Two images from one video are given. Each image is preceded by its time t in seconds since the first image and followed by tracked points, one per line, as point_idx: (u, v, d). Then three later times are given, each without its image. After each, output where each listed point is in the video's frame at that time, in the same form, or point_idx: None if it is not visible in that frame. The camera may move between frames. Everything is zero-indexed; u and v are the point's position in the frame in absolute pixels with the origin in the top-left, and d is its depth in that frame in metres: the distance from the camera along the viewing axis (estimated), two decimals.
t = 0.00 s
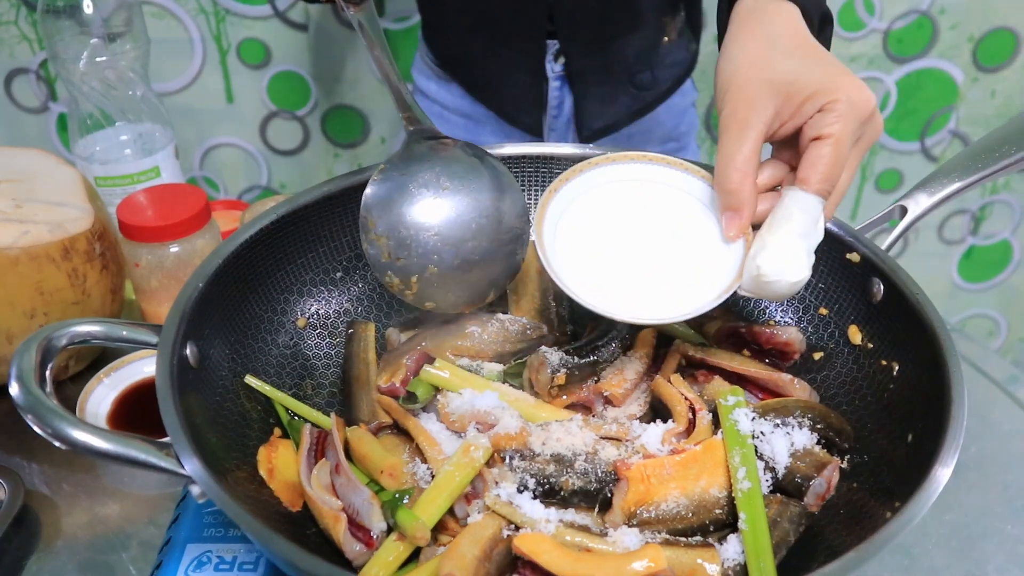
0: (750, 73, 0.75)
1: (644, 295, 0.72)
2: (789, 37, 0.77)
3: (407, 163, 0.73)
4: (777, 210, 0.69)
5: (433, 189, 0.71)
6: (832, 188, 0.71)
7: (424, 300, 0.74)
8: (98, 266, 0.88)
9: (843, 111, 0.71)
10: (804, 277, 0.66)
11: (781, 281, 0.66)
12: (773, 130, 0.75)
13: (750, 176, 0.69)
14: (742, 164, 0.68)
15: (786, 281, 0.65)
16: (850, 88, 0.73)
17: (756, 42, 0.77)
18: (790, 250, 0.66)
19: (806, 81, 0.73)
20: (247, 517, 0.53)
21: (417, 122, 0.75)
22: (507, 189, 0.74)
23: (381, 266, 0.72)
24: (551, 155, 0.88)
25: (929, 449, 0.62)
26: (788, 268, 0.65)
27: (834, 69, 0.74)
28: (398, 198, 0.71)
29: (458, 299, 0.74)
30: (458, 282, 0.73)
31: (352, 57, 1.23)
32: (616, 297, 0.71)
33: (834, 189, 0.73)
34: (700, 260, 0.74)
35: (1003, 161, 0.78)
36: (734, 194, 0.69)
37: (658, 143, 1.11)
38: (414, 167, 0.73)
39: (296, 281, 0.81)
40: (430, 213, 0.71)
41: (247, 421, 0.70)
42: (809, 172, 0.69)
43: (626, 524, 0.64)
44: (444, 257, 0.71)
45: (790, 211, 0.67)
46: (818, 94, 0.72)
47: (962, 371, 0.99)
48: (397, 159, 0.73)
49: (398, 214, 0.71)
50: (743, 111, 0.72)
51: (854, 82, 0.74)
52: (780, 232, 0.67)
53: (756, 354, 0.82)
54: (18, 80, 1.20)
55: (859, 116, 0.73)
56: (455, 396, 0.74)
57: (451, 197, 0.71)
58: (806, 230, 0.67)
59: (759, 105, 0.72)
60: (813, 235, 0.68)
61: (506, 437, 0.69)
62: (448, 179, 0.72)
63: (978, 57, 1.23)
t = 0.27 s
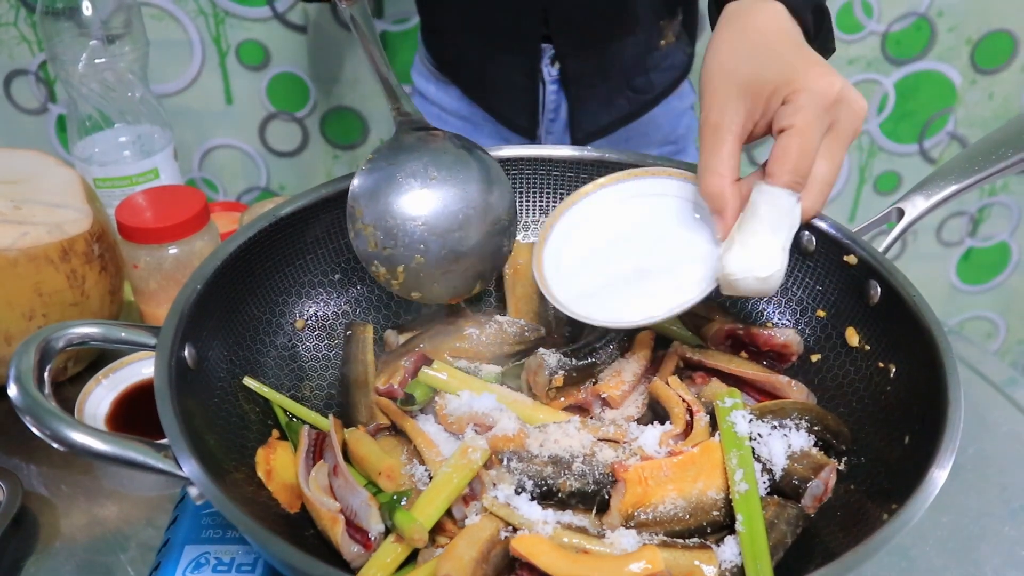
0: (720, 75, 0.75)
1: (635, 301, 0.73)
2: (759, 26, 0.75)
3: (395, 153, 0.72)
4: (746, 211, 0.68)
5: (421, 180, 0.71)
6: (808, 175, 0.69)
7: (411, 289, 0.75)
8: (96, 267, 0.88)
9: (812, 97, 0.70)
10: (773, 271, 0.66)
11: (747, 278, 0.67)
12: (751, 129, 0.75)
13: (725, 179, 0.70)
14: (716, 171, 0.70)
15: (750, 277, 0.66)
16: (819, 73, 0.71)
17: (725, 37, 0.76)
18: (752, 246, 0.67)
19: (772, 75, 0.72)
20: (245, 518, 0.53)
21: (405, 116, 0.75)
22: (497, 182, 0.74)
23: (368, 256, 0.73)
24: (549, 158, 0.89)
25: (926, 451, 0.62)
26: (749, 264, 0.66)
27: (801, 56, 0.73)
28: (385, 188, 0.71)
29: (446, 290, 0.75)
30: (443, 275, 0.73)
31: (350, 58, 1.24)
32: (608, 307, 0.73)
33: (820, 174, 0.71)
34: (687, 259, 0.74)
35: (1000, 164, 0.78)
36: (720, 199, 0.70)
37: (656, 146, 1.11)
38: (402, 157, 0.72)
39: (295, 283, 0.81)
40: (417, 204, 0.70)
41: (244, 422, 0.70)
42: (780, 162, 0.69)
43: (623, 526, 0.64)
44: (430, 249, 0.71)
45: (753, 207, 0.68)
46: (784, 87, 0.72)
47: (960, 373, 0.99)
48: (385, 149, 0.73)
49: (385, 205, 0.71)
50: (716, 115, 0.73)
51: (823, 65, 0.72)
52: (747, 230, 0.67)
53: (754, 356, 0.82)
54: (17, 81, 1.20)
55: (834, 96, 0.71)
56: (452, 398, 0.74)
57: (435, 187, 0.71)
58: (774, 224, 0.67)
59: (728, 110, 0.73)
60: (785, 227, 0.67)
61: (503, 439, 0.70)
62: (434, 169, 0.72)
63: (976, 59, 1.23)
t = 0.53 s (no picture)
0: (708, 80, 0.72)
1: (655, 318, 0.71)
2: (738, 23, 0.73)
3: (378, 153, 0.74)
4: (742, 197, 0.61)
5: (403, 181, 0.72)
6: (791, 142, 0.61)
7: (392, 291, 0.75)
8: (96, 268, 0.88)
9: (772, 67, 0.63)
10: (772, 257, 0.57)
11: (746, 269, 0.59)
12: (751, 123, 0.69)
13: (732, 180, 0.66)
14: (720, 174, 0.66)
15: (749, 264, 0.58)
16: (774, 43, 0.65)
17: (708, 44, 0.74)
18: (748, 233, 0.59)
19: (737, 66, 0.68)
20: (244, 520, 0.53)
21: (389, 116, 0.78)
22: (480, 185, 0.75)
23: (350, 255, 0.73)
24: (548, 159, 0.88)
25: (926, 454, 0.62)
26: (745, 252, 0.58)
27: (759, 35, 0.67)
28: (368, 188, 0.72)
29: (428, 290, 0.75)
30: (423, 276, 0.73)
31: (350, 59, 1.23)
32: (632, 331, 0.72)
33: (811, 138, 0.61)
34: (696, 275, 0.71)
35: (1000, 165, 0.78)
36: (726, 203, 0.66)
37: (655, 148, 1.11)
38: (385, 157, 0.74)
39: (294, 285, 0.81)
40: (399, 204, 0.72)
41: (243, 423, 0.70)
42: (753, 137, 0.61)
43: (623, 528, 0.64)
44: (411, 249, 0.72)
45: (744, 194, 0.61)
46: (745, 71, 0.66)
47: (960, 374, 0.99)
48: (369, 150, 0.74)
49: (367, 204, 0.72)
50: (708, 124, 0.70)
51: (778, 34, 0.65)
52: (744, 218, 0.60)
53: (754, 357, 0.82)
54: (17, 82, 1.20)
55: (801, 60, 0.63)
56: (452, 399, 0.74)
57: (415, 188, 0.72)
58: (771, 208, 0.59)
59: (714, 113, 0.70)
60: (786, 211, 0.59)
61: (502, 441, 0.69)
62: (415, 170, 0.73)
63: (976, 60, 1.23)
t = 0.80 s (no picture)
0: (680, 71, 0.71)
1: (600, 313, 0.68)
2: (706, 13, 0.72)
3: (357, 152, 0.71)
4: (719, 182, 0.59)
5: (382, 179, 0.69)
6: (770, 120, 0.60)
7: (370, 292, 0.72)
8: (94, 272, 0.87)
9: (752, 46, 0.63)
10: (751, 241, 0.55)
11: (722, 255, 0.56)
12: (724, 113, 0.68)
13: (704, 172, 0.63)
14: (690, 166, 0.63)
15: (727, 249, 0.56)
16: (756, 23, 0.65)
17: (680, 37, 0.73)
18: (725, 216, 0.57)
19: (711, 50, 0.67)
20: (241, 527, 0.53)
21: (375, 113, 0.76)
22: (463, 185, 0.72)
23: (327, 256, 0.70)
24: (548, 162, 0.88)
25: (927, 460, 0.62)
26: (723, 235, 0.56)
27: (737, 18, 0.67)
28: (346, 187, 0.69)
29: (406, 292, 0.71)
30: (403, 277, 0.70)
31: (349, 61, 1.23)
32: (577, 324, 0.69)
33: (792, 121, 0.60)
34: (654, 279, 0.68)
35: (1002, 169, 0.78)
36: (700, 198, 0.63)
37: (655, 151, 1.11)
38: (365, 156, 0.70)
39: (293, 288, 0.81)
40: (378, 203, 0.68)
41: (241, 428, 0.70)
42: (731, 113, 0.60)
43: (622, 535, 0.64)
44: (389, 250, 0.68)
45: (721, 177, 0.59)
46: (722, 52, 0.66)
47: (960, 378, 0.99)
48: (347, 149, 0.71)
49: (344, 203, 0.68)
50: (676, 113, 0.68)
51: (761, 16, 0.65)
52: (720, 202, 0.58)
53: (755, 362, 0.82)
54: (15, 84, 1.20)
55: (784, 41, 0.63)
56: (451, 404, 0.74)
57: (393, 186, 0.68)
58: (748, 190, 0.57)
59: (686, 102, 0.68)
60: (763, 193, 0.57)
61: (501, 446, 0.69)
62: (394, 167, 0.70)
63: (977, 62, 1.23)
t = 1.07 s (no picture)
0: (747, 103, 0.68)
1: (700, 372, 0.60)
2: (766, 40, 0.71)
3: (323, 145, 0.70)
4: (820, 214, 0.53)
5: (346, 174, 0.68)
6: (870, 148, 0.57)
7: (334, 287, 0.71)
8: (89, 276, 0.87)
9: (842, 67, 0.62)
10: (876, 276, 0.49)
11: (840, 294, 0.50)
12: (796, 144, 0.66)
13: (789, 203, 0.59)
14: (775, 197, 0.59)
15: (851, 287, 0.50)
16: (840, 48, 0.63)
17: (734, 66, 0.71)
18: (838, 252, 0.51)
19: (786, 78, 0.65)
20: (233, 537, 0.52)
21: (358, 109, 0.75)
22: (431, 181, 0.72)
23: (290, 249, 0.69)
24: (546, 165, 0.87)
25: (926, 468, 0.61)
26: (842, 272, 0.50)
27: (811, 45, 0.66)
28: (310, 181, 0.68)
29: (370, 288, 0.71)
30: (369, 272, 0.69)
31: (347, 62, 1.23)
32: (683, 383, 0.60)
33: (886, 146, 0.58)
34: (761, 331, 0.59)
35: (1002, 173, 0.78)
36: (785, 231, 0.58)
37: (654, 154, 1.10)
38: (330, 149, 0.70)
39: (288, 294, 0.80)
40: (345, 197, 0.68)
41: (235, 435, 0.69)
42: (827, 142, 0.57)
43: (619, 543, 0.63)
44: (352, 244, 0.68)
45: (825, 207, 0.53)
46: (802, 78, 0.63)
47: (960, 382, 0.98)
48: (314, 142, 0.70)
49: (308, 198, 0.68)
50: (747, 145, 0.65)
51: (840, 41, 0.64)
52: (828, 238, 0.52)
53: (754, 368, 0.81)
54: (12, 85, 1.20)
55: (871, 65, 0.62)
56: (447, 411, 0.74)
57: (359, 180, 0.68)
58: (858, 222, 0.51)
59: (758, 132, 0.65)
60: (871, 224, 0.51)
61: (496, 453, 0.69)
62: (358, 162, 0.69)
63: (977, 64, 1.22)
